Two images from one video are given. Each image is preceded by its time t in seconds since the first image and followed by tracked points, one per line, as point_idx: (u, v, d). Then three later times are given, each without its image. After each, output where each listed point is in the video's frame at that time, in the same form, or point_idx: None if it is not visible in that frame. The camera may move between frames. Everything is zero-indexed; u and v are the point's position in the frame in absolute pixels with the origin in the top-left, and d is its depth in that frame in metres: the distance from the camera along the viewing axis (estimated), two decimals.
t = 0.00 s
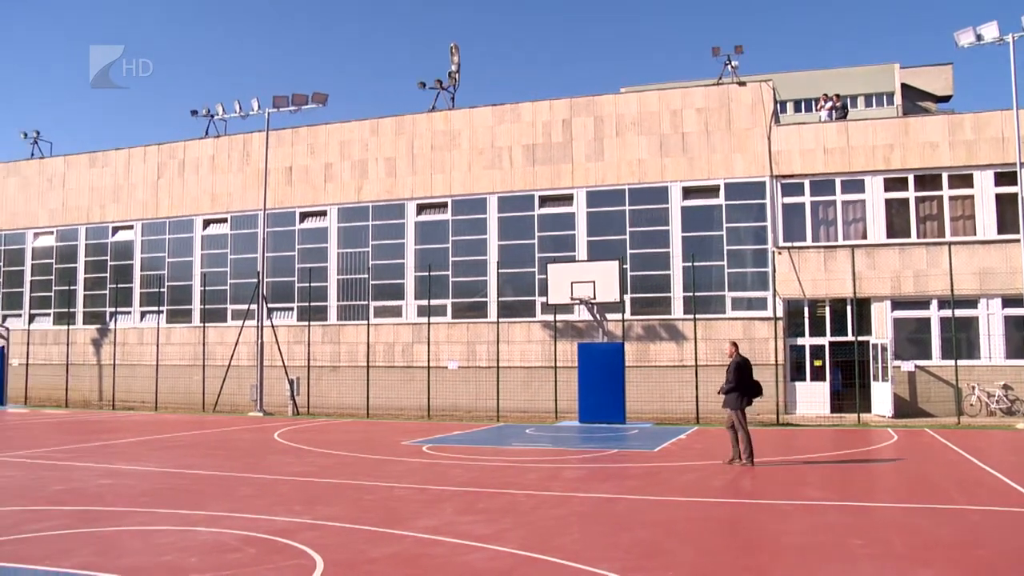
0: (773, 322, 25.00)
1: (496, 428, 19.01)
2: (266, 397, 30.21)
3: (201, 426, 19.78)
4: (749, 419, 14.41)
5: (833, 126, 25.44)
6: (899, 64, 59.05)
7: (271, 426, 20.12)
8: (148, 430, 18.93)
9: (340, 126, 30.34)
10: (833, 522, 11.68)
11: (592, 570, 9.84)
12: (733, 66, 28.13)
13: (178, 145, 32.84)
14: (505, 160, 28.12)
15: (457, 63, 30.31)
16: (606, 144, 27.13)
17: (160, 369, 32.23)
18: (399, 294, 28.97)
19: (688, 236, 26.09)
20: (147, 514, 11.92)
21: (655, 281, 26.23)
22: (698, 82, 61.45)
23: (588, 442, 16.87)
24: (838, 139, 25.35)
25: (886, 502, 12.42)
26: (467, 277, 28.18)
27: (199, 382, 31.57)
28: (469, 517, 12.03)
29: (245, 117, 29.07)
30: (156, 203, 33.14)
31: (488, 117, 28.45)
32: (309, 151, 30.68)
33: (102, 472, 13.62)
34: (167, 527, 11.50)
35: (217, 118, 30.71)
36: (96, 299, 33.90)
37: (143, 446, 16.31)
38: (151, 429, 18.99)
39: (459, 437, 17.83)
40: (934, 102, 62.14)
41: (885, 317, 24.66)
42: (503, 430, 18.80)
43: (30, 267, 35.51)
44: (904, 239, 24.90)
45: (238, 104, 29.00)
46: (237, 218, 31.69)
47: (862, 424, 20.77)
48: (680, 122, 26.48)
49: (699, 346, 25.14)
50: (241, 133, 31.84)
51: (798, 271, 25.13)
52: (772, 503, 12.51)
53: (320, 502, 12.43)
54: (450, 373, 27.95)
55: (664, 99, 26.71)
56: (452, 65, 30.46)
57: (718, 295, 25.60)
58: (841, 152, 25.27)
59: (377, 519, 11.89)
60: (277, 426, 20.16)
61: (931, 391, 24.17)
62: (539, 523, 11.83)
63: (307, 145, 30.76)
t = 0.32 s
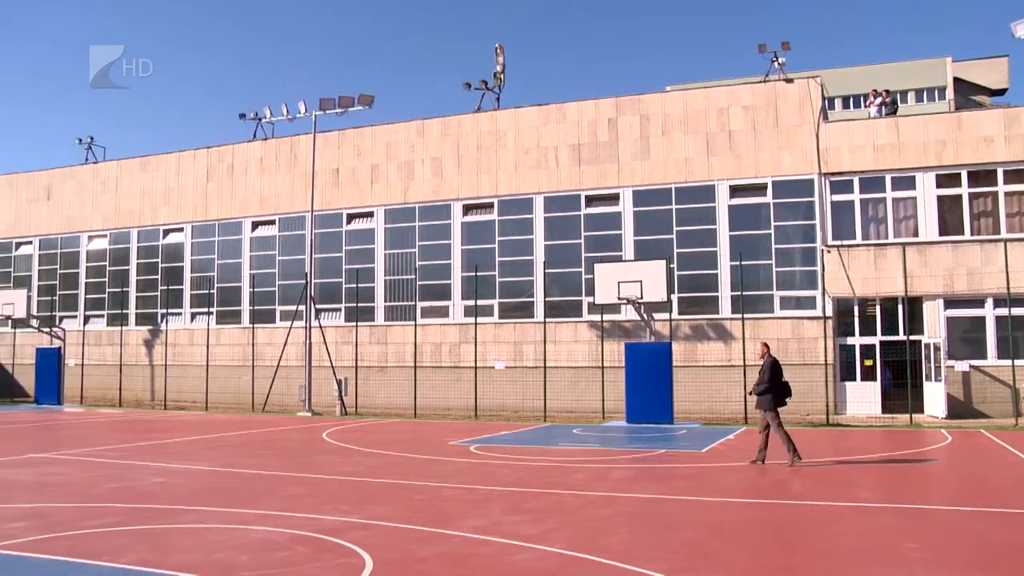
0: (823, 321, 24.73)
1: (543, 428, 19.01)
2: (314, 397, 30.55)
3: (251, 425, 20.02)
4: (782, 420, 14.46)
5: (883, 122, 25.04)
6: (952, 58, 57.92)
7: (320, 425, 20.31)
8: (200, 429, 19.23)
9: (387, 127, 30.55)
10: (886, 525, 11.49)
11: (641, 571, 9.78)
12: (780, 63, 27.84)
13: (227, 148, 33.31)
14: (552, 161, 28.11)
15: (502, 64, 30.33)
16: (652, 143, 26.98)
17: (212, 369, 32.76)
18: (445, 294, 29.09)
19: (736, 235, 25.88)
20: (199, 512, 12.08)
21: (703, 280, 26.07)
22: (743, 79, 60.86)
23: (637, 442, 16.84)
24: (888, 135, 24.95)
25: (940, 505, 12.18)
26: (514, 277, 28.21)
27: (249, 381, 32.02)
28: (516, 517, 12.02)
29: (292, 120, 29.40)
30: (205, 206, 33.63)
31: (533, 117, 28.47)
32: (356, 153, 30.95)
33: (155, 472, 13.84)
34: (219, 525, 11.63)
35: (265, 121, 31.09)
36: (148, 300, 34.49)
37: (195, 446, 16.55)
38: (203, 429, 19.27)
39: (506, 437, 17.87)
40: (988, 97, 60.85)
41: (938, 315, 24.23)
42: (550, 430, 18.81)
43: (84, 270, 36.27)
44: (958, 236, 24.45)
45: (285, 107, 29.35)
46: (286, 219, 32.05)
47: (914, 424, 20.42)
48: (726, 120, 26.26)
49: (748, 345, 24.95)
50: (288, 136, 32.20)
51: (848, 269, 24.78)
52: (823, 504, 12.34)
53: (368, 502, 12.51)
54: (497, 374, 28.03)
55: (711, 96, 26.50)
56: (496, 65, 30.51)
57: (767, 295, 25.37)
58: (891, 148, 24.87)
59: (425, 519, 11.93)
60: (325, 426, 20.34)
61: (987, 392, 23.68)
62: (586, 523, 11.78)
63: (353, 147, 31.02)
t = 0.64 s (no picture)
0: (876, 320, 24.48)
1: (592, 429, 19.01)
2: (364, 397, 30.99)
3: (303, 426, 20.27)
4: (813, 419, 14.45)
5: (937, 117, 24.58)
6: (1010, 51, 56.54)
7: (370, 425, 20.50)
8: (253, 428, 19.54)
9: (436, 128, 30.74)
10: (944, 529, 11.25)
11: (694, 572, 9.70)
12: (831, 59, 27.48)
13: (278, 151, 33.75)
14: (600, 160, 28.11)
15: (550, 63, 30.29)
16: (702, 141, 26.85)
17: (264, 369, 33.23)
18: (494, 295, 29.20)
19: (787, 234, 25.70)
20: (252, 510, 12.23)
21: (754, 279, 25.90)
22: (792, 75, 60.04)
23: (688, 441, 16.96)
24: (943, 130, 24.48)
25: (1000, 508, 11.89)
26: (562, 277, 28.24)
27: (300, 382, 32.43)
28: (565, 517, 12.00)
29: (341, 122, 29.71)
30: (256, 208, 34.09)
31: (581, 117, 28.49)
32: (405, 154, 31.17)
33: (210, 471, 14.06)
34: (273, 523, 11.78)
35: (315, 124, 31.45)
36: (200, 302, 35.07)
37: (249, 445, 16.77)
38: (256, 428, 19.54)
39: (556, 438, 17.92)
40: None
41: (996, 314, 23.64)
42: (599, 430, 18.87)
43: (138, 272, 36.97)
44: (1017, 233, 23.83)
45: (334, 110, 29.68)
46: (335, 221, 32.36)
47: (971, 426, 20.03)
48: (777, 117, 26.08)
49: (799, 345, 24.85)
50: (338, 139, 32.52)
51: (901, 267, 24.37)
52: (878, 507, 12.12)
53: (418, 501, 12.58)
54: (547, 374, 28.10)
55: (760, 94, 26.34)
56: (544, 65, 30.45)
57: (819, 293, 25.16)
58: (947, 144, 24.38)
59: (475, 519, 11.95)
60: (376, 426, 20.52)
61: None
62: (636, 523, 11.72)
63: (402, 149, 31.24)
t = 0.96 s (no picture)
0: (937, 319, 24.04)
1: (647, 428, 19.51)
2: (418, 397, 31.31)
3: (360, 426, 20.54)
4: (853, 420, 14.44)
5: (999, 110, 24.02)
6: None
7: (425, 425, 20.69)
8: (311, 428, 19.85)
9: (489, 128, 30.90)
10: (1011, 533, 10.96)
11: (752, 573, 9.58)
12: (889, 53, 27.03)
13: (333, 153, 34.18)
14: (654, 159, 28.06)
15: (602, 62, 30.20)
16: (756, 139, 26.69)
17: (320, 369, 33.67)
18: (548, 295, 29.32)
19: (844, 231, 25.46)
20: (309, 509, 12.39)
21: (810, 277, 25.70)
22: (848, 70, 59.11)
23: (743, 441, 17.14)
24: (1006, 124, 23.89)
25: None
26: (616, 277, 28.27)
27: (355, 382, 32.81)
28: (620, 517, 11.95)
29: (394, 124, 30.00)
30: (310, 210, 34.54)
31: (635, 116, 28.50)
32: (458, 155, 31.36)
33: (268, 470, 14.29)
34: (330, 521, 11.91)
35: (368, 126, 31.78)
36: (256, 304, 35.66)
37: (307, 446, 17.02)
38: (313, 428, 19.84)
39: (612, 441, 17.97)
40: None
41: None
42: (655, 431, 18.92)
43: (196, 274, 37.66)
44: None
45: (387, 112, 30.00)
46: (388, 222, 32.64)
47: None
48: (832, 113, 25.78)
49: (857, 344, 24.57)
50: (392, 141, 32.81)
51: (962, 264, 23.91)
52: (940, 511, 11.86)
53: (473, 501, 12.64)
54: (601, 374, 28.16)
55: (816, 90, 26.06)
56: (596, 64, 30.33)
57: (877, 292, 24.87)
58: (1011, 137, 23.79)
59: (529, 518, 11.96)
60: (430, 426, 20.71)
61: None
62: (691, 524, 11.63)
63: (455, 150, 31.43)
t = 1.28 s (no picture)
0: (1006, 318, 23.54)
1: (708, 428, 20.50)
2: (478, 397, 31.66)
3: (420, 427, 20.78)
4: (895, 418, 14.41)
5: None
6: None
7: (484, 427, 20.84)
8: (373, 429, 20.12)
9: (547, 129, 31.05)
10: None
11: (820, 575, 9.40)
12: (955, 45, 26.49)
13: (391, 155, 34.54)
14: (713, 157, 27.94)
15: (658, 61, 30.08)
16: (817, 136, 26.43)
17: (380, 370, 34.09)
18: (607, 295, 29.38)
19: (907, 228, 25.02)
20: (371, 508, 12.53)
21: (873, 275, 25.37)
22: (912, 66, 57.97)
23: (806, 443, 17.21)
24: None
25: None
26: (675, 277, 28.24)
27: (414, 382, 33.17)
28: (682, 518, 11.84)
29: (452, 126, 30.28)
30: (369, 212, 34.97)
31: (693, 115, 28.39)
32: (516, 156, 31.55)
33: (331, 471, 14.51)
34: (391, 520, 11.99)
35: (426, 129, 32.08)
36: (316, 304, 36.20)
37: (368, 447, 17.27)
38: (374, 429, 20.13)
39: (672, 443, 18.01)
40: None
41: None
42: (714, 433, 18.89)
43: (257, 276, 38.36)
44: None
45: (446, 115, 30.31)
46: (447, 223, 32.85)
47: None
48: (895, 108, 25.37)
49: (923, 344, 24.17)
50: (449, 142, 33.03)
51: None
52: (1012, 515, 11.55)
53: (534, 501, 12.65)
54: (661, 374, 28.16)
55: (879, 84, 25.67)
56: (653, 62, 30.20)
57: (942, 290, 24.40)
58: None
59: (589, 519, 11.93)
60: (489, 427, 20.85)
61: None
62: (755, 525, 11.46)
63: (513, 151, 31.61)
